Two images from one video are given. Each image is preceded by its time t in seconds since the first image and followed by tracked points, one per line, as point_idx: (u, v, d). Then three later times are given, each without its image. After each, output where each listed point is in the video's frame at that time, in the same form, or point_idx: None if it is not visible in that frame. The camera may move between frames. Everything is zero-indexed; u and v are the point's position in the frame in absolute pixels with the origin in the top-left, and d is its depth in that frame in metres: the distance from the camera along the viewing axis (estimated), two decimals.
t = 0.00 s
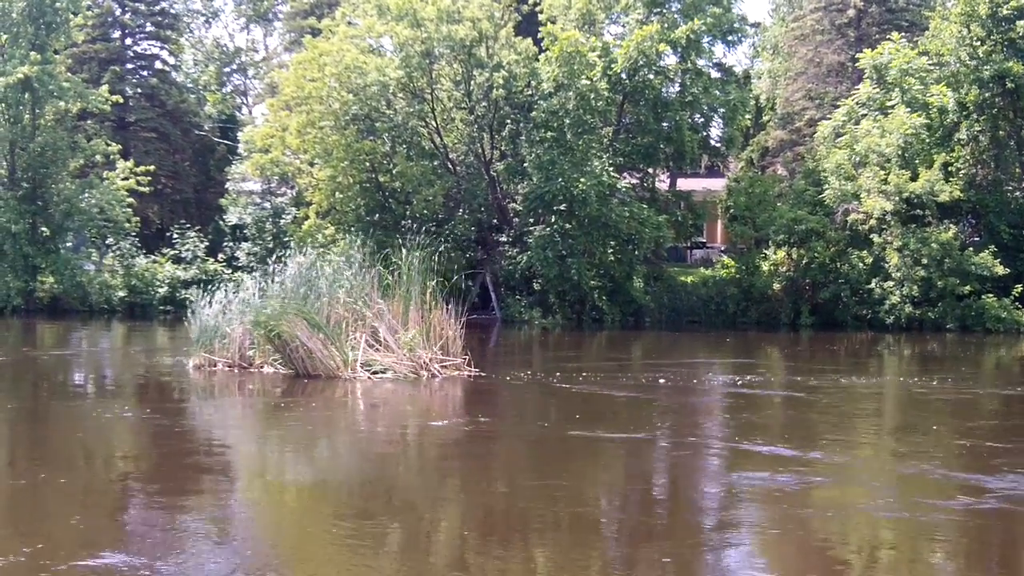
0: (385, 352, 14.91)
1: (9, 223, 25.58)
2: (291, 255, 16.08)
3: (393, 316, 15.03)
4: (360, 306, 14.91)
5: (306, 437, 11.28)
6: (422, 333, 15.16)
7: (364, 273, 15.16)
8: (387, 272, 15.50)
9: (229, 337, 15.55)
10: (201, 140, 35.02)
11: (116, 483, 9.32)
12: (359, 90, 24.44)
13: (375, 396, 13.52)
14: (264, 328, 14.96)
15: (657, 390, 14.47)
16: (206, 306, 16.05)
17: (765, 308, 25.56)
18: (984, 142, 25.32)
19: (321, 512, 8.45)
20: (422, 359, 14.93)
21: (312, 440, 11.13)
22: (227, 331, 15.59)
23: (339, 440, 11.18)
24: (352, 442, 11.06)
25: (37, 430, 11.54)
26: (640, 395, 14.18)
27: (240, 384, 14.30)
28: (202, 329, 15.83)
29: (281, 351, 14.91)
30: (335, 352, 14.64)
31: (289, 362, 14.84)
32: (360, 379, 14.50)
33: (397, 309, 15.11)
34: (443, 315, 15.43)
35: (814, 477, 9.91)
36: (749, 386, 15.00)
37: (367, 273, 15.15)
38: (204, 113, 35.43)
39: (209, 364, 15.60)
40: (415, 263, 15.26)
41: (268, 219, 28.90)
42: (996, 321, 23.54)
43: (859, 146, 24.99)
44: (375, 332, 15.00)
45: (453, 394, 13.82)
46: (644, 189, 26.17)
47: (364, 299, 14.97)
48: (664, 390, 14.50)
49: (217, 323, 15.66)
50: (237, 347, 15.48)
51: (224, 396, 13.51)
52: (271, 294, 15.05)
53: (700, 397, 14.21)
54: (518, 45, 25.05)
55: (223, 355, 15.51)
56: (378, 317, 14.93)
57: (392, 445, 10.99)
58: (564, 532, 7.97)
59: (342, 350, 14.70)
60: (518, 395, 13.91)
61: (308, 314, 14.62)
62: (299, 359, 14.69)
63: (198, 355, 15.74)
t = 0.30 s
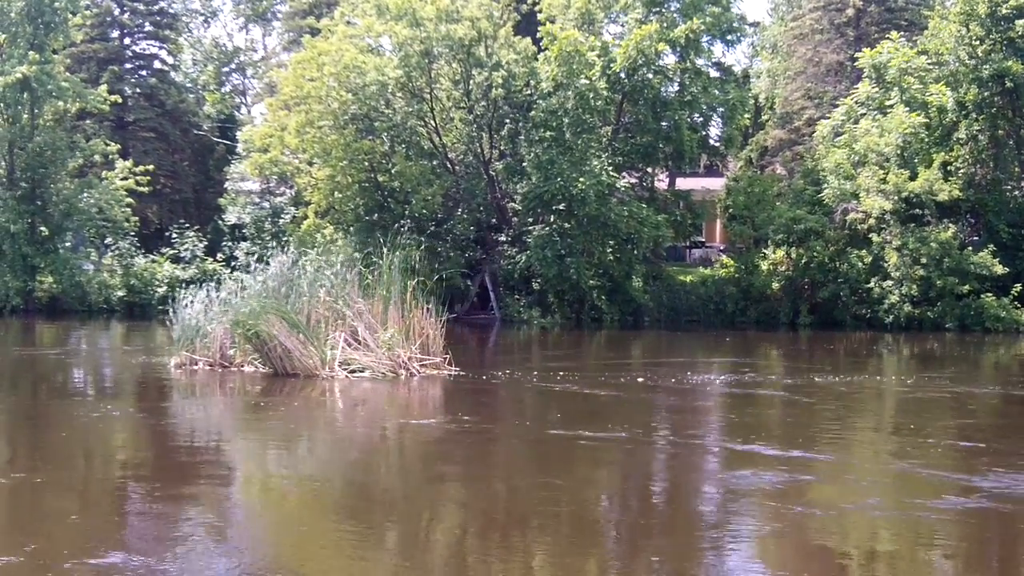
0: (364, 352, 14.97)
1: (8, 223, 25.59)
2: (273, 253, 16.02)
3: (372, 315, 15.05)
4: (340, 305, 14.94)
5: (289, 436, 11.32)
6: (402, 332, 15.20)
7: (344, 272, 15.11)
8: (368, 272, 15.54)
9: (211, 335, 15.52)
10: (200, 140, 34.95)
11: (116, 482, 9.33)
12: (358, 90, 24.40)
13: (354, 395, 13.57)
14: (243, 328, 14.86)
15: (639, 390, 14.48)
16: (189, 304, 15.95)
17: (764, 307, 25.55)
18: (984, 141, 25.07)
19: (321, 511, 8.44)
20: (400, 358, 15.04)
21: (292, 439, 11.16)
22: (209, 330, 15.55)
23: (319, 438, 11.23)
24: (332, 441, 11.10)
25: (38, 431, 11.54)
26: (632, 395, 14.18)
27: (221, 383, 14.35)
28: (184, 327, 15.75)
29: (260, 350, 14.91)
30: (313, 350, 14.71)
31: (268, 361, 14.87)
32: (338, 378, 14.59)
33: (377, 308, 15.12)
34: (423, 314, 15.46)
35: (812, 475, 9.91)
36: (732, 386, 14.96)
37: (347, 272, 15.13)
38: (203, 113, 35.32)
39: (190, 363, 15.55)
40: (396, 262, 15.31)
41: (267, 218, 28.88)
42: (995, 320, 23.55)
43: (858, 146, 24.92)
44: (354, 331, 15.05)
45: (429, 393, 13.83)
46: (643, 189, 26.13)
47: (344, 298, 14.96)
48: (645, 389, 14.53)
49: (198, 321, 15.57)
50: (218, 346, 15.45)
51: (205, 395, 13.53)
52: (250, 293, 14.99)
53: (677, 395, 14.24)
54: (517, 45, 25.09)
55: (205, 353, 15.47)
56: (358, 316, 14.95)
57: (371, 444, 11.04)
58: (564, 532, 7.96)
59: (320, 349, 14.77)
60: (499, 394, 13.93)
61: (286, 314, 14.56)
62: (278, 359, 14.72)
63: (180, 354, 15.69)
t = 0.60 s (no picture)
0: (348, 346, 15.07)
1: (13, 218, 25.78)
2: (259, 248, 16.13)
3: (356, 310, 15.13)
4: (324, 301, 15.02)
5: (279, 431, 11.33)
6: (386, 327, 15.27)
7: (329, 266, 15.21)
8: (354, 266, 15.48)
9: (196, 328, 15.37)
10: (205, 136, 34.87)
11: (117, 478, 9.30)
12: (362, 86, 24.45)
13: (345, 391, 13.63)
14: (227, 324, 15.05)
15: (626, 385, 14.48)
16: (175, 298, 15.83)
17: (768, 305, 25.55)
18: (988, 138, 24.95)
19: (323, 508, 8.40)
20: (384, 354, 15.11)
21: (277, 434, 11.20)
22: (195, 325, 15.39)
23: (305, 433, 11.26)
24: (317, 435, 11.12)
25: (39, 426, 11.53)
26: (626, 391, 14.13)
27: (207, 377, 14.44)
28: (171, 321, 15.56)
29: (243, 345, 15.02)
30: (295, 344, 14.83)
31: (251, 356, 14.96)
32: (321, 373, 14.70)
33: (361, 303, 15.20)
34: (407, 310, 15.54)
35: (815, 473, 9.86)
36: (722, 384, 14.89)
37: (333, 267, 15.21)
38: (207, 108, 34.94)
39: (177, 359, 15.41)
40: (381, 257, 15.35)
41: (272, 213, 28.87)
42: (1000, 317, 23.42)
43: (862, 142, 25.08)
44: (339, 326, 15.13)
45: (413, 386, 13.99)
46: (647, 185, 26.17)
47: (329, 293, 15.05)
48: (631, 385, 14.48)
49: (186, 315, 15.42)
50: (206, 340, 15.33)
51: (191, 390, 13.58)
52: (233, 288, 15.10)
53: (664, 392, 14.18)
54: (521, 40, 24.95)
55: (190, 348, 15.33)
56: (341, 310, 15.06)
57: (356, 439, 11.06)
58: (566, 531, 7.90)
59: (302, 342, 14.88)
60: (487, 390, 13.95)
61: (270, 308, 14.73)
62: (261, 353, 14.84)
63: (166, 349, 15.53)
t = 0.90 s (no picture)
0: (338, 342, 15.10)
1: (25, 215, 25.79)
2: (253, 244, 16.19)
3: (346, 306, 15.17)
4: (316, 296, 15.06)
5: (280, 428, 11.33)
6: (377, 322, 15.31)
7: (321, 263, 15.26)
8: (347, 261, 15.57)
9: (191, 324, 15.44)
10: (217, 132, 35.47)
11: (126, 477, 9.25)
12: (371, 82, 24.35)
13: (353, 388, 13.61)
14: (218, 320, 15.13)
15: (618, 381, 14.48)
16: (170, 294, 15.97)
17: (778, 301, 25.48)
18: (999, 134, 24.96)
19: (332, 506, 8.37)
20: (375, 350, 15.08)
21: (268, 429, 11.23)
22: (189, 320, 15.46)
23: (297, 429, 11.27)
24: (310, 432, 11.12)
25: (47, 424, 11.47)
26: (624, 387, 14.12)
27: (201, 373, 14.46)
28: (166, 317, 15.61)
29: (233, 341, 15.05)
30: (285, 339, 14.85)
31: (242, 352, 14.94)
32: (311, 369, 14.71)
33: (352, 298, 15.24)
34: (399, 307, 15.59)
35: (825, 471, 9.80)
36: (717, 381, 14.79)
37: (325, 264, 15.28)
38: (218, 105, 35.67)
39: (171, 353, 15.52)
40: (373, 253, 15.45)
41: (281, 210, 28.75)
42: (1011, 314, 23.33)
43: (873, 139, 24.80)
44: (330, 322, 15.18)
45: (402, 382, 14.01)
46: (657, 181, 26.21)
47: (321, 289, 15.09)
48: (621, 381, 14.47)
49: (179, 311, 15.52)
50: (200, 336, 15.40)
51: (185, 386, 13.64)
52: (225, 285, 15.15)
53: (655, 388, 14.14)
54: (530, 36, 24.95)
55: (184, 343, 15.42)
56: (332, 305, 15.11)
57: (346, 434, 11.10)
58: (576, 530, 7.86)
59: (293, 338, 14.91)
60: (485, 386, 13.99)
61: (260, 305, 14.81)
62: (251, 349, 14.84)
63: (160, 344, 15.64)
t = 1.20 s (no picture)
0: (339, 341, 15.15)
1: (48, 215, 25.94)
2: (258, 244, 16.22)
3: (347, 305, 15.19)
4: (320, 296, 15.09)
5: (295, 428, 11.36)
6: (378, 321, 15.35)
7: (324, 263, 15.29)
8: (349, 262, 15.59)
9: (194, 323, 15.69)
10: (237, 132, 35.38)
11: (147, 477, 9.24)
12: (392, 82, 24.44)
13: (372, 388, 13.63)
14: (221, 319, 15.07)
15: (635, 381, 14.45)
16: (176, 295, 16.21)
17: (799, 302, 25.37)
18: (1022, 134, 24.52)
19: (354, 506, 8.37)
20: (376, 349, 15.17)
21: (284, 429, 11.26)
22: (193, 320, 15.72)
23: (299, 427, 11.35)
24: (311, 430, 11.21)
25: (72, 422, 11.53)
26: (642, 388, 14.08)
27: (205, 372, 14.57)
28: (171, 316, 15.98)
29: (235, 340, 15.04)
30: (285, 339, 14.87)
31: (244, 351, 15.00)
32: (312, 368, 14.76)
33: (354, 297, 15.24)
34: (400, 306, 15.64)
35: (847, 472, 9.74)
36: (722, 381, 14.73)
37: (329, 264, 15.31)
38: (238, 106, 35.61)
39: (176, 352, 15.81)
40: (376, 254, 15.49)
41: (303, 210, 28.85)
42: None
43: (894, 138, 24.80)
44: (331, 321, 15.22)
45: (403, 381, 14.08)
46: (677, 181, 26.03)
47: (323, 289, 15.13)
48: (633, 381, 14.45)
49: (182, 311, 15.76)
50: (203, 335, 15.62)
51: (190, 384, 13.75)
52: (227, 285, 15.15)
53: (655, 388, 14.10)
54: (551, 37, 24.85)
55: (189, 342, 15.70)
56: (333, 305, 15.14)
57: (348, 433, 11.19)
58: (596, 530, 7.83)
59: (294, 337, 14.94)
60: (500, 386, 14.01)
61: (262, 304, 14.79)
62: (251, 348, 14.88)
63: (166, 343, 15.95)
